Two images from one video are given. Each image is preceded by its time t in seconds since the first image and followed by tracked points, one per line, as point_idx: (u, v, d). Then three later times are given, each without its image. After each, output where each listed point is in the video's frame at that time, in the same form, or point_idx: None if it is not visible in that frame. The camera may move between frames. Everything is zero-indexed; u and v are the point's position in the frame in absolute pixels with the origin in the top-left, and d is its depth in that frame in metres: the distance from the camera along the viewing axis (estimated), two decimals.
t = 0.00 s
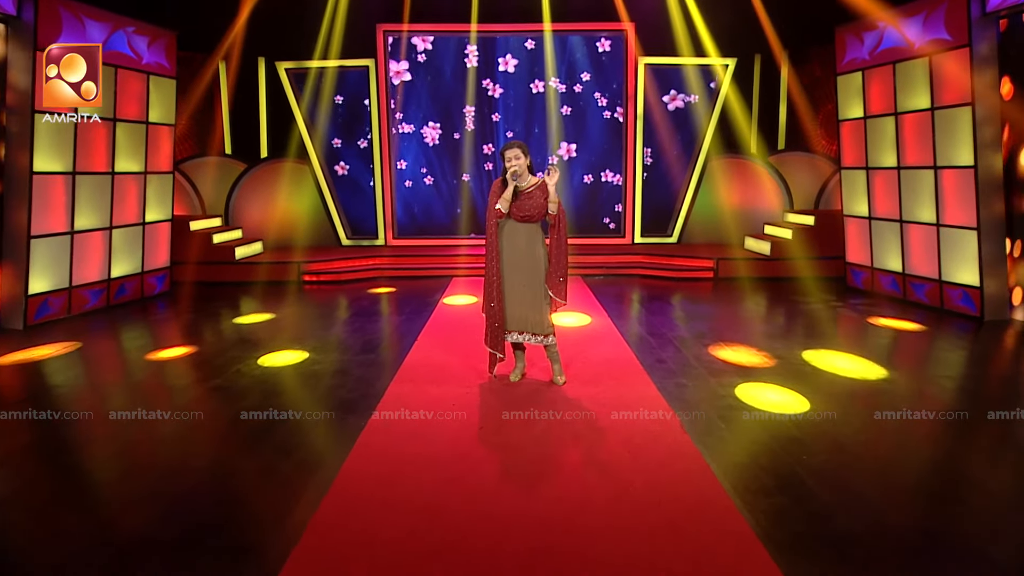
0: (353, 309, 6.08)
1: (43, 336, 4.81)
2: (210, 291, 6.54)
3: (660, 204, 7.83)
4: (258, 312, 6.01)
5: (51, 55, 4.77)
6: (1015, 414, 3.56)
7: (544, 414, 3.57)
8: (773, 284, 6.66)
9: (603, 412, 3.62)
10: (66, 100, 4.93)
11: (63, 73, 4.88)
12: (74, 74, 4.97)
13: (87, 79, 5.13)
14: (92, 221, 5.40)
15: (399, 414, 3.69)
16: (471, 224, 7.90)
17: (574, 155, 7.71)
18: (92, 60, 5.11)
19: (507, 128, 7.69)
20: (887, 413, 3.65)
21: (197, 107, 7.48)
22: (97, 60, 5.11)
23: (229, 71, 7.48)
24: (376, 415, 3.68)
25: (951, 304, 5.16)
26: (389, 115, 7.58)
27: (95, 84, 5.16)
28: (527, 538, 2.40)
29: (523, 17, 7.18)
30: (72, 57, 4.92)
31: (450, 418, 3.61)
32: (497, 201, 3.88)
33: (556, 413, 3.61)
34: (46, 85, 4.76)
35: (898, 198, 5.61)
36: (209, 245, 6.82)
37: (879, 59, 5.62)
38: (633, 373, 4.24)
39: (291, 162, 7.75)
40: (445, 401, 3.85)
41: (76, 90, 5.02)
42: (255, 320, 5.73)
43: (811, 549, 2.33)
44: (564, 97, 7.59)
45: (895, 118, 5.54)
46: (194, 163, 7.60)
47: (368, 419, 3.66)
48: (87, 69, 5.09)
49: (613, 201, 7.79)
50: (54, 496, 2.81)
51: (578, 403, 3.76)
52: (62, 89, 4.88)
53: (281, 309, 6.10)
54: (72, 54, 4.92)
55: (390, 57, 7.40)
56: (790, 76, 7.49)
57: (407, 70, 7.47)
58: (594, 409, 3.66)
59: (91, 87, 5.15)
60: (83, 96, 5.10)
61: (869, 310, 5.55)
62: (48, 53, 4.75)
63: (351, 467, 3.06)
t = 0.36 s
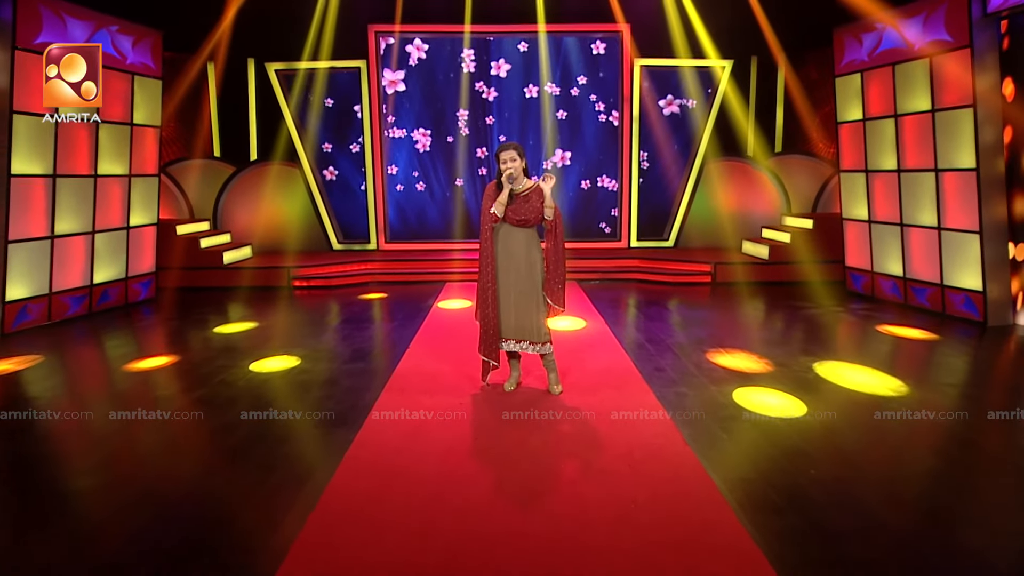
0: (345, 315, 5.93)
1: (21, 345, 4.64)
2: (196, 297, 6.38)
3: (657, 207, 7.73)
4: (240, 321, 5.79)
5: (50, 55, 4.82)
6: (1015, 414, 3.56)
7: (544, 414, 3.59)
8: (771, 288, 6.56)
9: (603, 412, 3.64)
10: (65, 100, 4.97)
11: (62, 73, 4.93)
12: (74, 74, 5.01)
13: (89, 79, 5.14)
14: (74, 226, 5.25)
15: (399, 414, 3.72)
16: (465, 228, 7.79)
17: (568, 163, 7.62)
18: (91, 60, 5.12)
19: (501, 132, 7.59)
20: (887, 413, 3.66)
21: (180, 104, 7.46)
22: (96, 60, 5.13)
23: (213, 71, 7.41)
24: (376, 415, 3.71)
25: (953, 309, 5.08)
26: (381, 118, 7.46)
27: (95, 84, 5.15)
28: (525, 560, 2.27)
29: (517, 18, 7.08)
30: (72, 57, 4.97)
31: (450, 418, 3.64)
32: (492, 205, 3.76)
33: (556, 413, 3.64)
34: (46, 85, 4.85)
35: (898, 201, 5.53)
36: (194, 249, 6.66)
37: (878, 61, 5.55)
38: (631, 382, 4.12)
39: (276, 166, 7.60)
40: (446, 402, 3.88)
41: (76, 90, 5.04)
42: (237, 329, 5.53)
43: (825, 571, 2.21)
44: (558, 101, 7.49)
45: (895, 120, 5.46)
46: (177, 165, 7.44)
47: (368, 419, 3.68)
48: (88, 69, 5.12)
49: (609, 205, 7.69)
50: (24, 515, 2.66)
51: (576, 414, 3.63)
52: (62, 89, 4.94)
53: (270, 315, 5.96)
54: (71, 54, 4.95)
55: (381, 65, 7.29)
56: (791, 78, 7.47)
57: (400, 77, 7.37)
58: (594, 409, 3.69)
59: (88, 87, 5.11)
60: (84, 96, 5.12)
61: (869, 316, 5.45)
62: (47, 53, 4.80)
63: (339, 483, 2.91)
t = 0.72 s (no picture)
0: (336, 322, 5.78)
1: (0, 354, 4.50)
2: (183, 303, 6.21)
3: (654, 211, 7.63)
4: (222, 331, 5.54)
5: (51, 55, 4.87)
6: (1015, 414, 3.58)
7: (543, 414, 3.64)
8: (771, 293, 6.46)
9: (603, 412, 3.68)
10: (66, 100, 5.04)
11: (63, 73, 4.99)
12: (74, 74, 5.05)
13: (88, 79, 5.20)
14: (56, 230, 5.10)
15: (399, 414, 3.77)
16: (460, 232, 7.66)
17: (563, 172, 7.52)
18: (92, 60, 5.16)
19: (496, 135, 7.48)
20: (886, 413, 3.67)
21: (165, 106, 7.32)
22: (97, 59, 5.17)
23: (198, 71, 7.29)
24: (376, 415, 3.75)
25: (957, 315, 4.99)
26: (374, 121, 7.33)
27: (95, 84, 5.22)
28: None
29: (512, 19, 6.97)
30: (72, 57, 5.00)
31: (450, 418, 3.68)
32: (489, 209, 3.63)
33: (555, 413, 3.68)
34: (46, 85, 4.90)
35: (900, 204, 5.44)
36: (181, 254, 6.49)
37: (878, 62, 5.47)
38: (632, 393, 3.99)
39: (263, 169, 7.47)
40: (443, 402, 3.94)
41: (76, 90, 5.11)
42: (215, 340, 5.27)
43: None
44: (554, 105, 7.40)
45: (897, 122, 5.38)
46: (163, 168, 7.30)
47: (369, 418, 3.73)
48: (87, 69, 5.16)
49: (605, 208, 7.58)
50: None
51: (574, 426, 3.50)
52: (62, 89, 5.00)
53: (259, 322, 5.80)
54: (71, 54, 4.98)
55: (375, 76, 7.22)
56: (794, 78, 7.38)
57: (395, 88, 7.30)
58: (594, 410, 3.72)
59: (88, 87, 5.17)
60: (83, 96, 5.17)
61: (871, 322, 5.35)
62: (47, 53, 4.86)
63: (326, 501, 2.76)
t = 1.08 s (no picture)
0: (328, 329, 5.64)
1: None
2: (175, 309, 6.07)
3: (652, 215, 7.53)
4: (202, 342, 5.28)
5: (50, 56, 4.88)
6: (1016, 414, 3.60)
7: (544, 414, 3.71)
8: (771, 298, 6.35)
9: (604, 413, 3.72)
10: (65, 100, 5.05)
11: (62, 73, 5.01)
12: (74, 73, 5.07)
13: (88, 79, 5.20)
14: (38, 234, 4.96)
15: (399, 414, 3.80)
16: (455, 235, 7.53)
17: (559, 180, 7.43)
18: (92, 61, 5.17)
19: (492, 137, 7.36)
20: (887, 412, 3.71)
21: (152, 108, 7.19)
22: (97, 59, 5.17)
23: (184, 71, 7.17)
24: (376, 415, 3.79)
25: (963, 320, 4.89)
26: (367, 124, 7.21)
27: (95, 84, 5.22)
28: None
29: (508, 20, 6.87)
30: (72, 56, 5.02)
31: (451, 418, 3.74)
32: (488, 215, 3.53)
33: (555, 414, 3.75)
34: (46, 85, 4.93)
35: (903, 207, 5.35)
36: (168, 259, 6.29)
37: (880, 63, 5.38)
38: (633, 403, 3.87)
39: (247, 173, 7.29)
40: (439, 403, 3.98)
41: (76, 90, 5.12)
42: (200, 351, 5.04)
43: None
44: (550, 108, 7.30)
45: (900, 124, 5.29)
46: (150, 172, 7.13)
47: (368, 420, 3.74)
48: (88, 69, 5.17)
49: (603, 212, 7.47)
50: None
51: (574, 440, 3.36)
52: (62, 89, 5.02)
53: (249, 329, 5.65)
54: (71, 54, 5.00)
55: (368, 85, 7.13)
56: (799, 80, 7.26)
57: (391, 98, 7.20)
58: (595, 410, 3.77)
59: (89, 87, 5.18)
60: (83, 96, 5.18)
61: (874, 328, 5.24)
62: (48, 53, 4.88)
63: (314, 521, 2.61)
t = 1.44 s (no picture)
0: (322, 336, 5.50)
1: None
2: (167, 315, 5.93)
3: (652, 218, 7.42)
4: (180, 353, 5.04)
5: (50, 55, 4.88)
6: (1016, 415, 3.62)
7: (544, 415, 3.76)
8: (773, 303, 6.23)
9: (604, 412, 3.77)
10: (66, 100, 5.04)
11: (62, 73, 5.00)
12: (74, 73, 5.06)
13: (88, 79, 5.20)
14: (22, 239, 4.81)
15: (399, 414, 3.86)
16: (452, 240, 7.41)
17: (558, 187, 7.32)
18: (91, 61, 5.18)
19: (490, 140, 7.24)
20: (886, 412, 3.78)
21: (141, 109, 7.05)
22: (96, 60, 5.19)
23: (171, 70, 7.00)
24: (376, 415, 3.84)
25: (972, 327, 4.78)
26: (362, 126, 7.09)
27: (94, 84, 5.21)
28: None
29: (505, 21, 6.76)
30: (72, 57, 5.02)
31: (451, 418, 3.81)
32: (490, 220, 3.41)
33: (555, 413, 3.80)
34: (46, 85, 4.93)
35: (909, 211, 5.24)
36: (158, 265, 6.15)
37: (885, 65, 5.29)
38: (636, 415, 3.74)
39: (236, 175, 7.14)
40: (439, 403, 4.05)
41: (76, 90, 5.11)
42: (182, 360, 4.85)
43: None
44: (548, 113, 7.19)
45: (905, 126, 5.18)
46: (137, 173, 6.97)
47: (369, 419, 3.80)
48: (88, 69, 5.17)
49: (603, 216, 7.36)
50: None
51: (576, 455, 3.22)
52: (61, 89, 5.01)
53: (240, 337, 5.49)
54: (71, 54, 5.00)
55: (364, 91, 7.02)
56: (804, 80, 7.14)
57: (389, 108, 7.11)
58: (596, 409, 3.83)
59: (88, 87, 5.18)
60: (83, 96, 5.17)
61: (880, 334, 5.14)
62: (47, 53, 4.87)
63: (303, 543, 2.48)
